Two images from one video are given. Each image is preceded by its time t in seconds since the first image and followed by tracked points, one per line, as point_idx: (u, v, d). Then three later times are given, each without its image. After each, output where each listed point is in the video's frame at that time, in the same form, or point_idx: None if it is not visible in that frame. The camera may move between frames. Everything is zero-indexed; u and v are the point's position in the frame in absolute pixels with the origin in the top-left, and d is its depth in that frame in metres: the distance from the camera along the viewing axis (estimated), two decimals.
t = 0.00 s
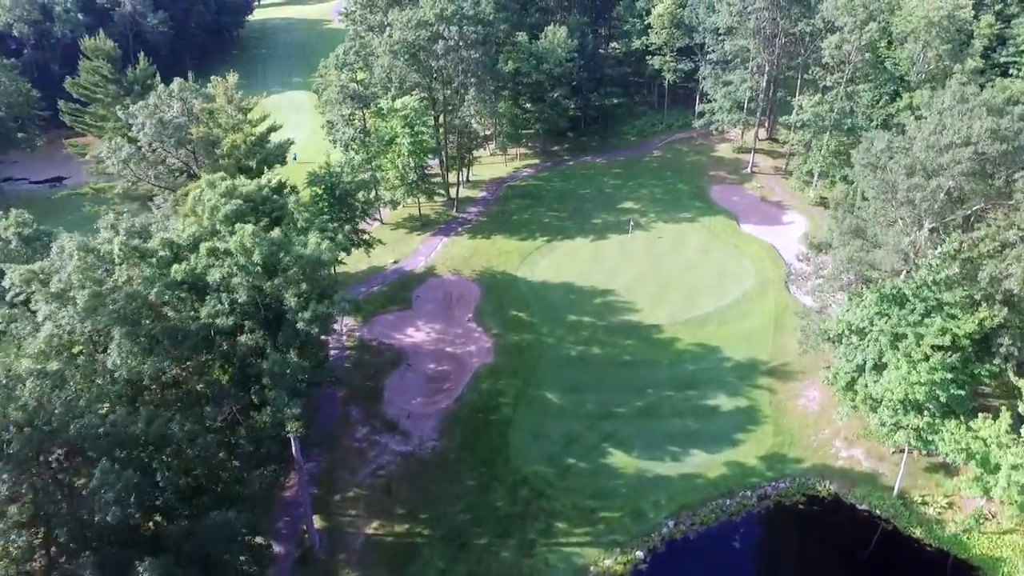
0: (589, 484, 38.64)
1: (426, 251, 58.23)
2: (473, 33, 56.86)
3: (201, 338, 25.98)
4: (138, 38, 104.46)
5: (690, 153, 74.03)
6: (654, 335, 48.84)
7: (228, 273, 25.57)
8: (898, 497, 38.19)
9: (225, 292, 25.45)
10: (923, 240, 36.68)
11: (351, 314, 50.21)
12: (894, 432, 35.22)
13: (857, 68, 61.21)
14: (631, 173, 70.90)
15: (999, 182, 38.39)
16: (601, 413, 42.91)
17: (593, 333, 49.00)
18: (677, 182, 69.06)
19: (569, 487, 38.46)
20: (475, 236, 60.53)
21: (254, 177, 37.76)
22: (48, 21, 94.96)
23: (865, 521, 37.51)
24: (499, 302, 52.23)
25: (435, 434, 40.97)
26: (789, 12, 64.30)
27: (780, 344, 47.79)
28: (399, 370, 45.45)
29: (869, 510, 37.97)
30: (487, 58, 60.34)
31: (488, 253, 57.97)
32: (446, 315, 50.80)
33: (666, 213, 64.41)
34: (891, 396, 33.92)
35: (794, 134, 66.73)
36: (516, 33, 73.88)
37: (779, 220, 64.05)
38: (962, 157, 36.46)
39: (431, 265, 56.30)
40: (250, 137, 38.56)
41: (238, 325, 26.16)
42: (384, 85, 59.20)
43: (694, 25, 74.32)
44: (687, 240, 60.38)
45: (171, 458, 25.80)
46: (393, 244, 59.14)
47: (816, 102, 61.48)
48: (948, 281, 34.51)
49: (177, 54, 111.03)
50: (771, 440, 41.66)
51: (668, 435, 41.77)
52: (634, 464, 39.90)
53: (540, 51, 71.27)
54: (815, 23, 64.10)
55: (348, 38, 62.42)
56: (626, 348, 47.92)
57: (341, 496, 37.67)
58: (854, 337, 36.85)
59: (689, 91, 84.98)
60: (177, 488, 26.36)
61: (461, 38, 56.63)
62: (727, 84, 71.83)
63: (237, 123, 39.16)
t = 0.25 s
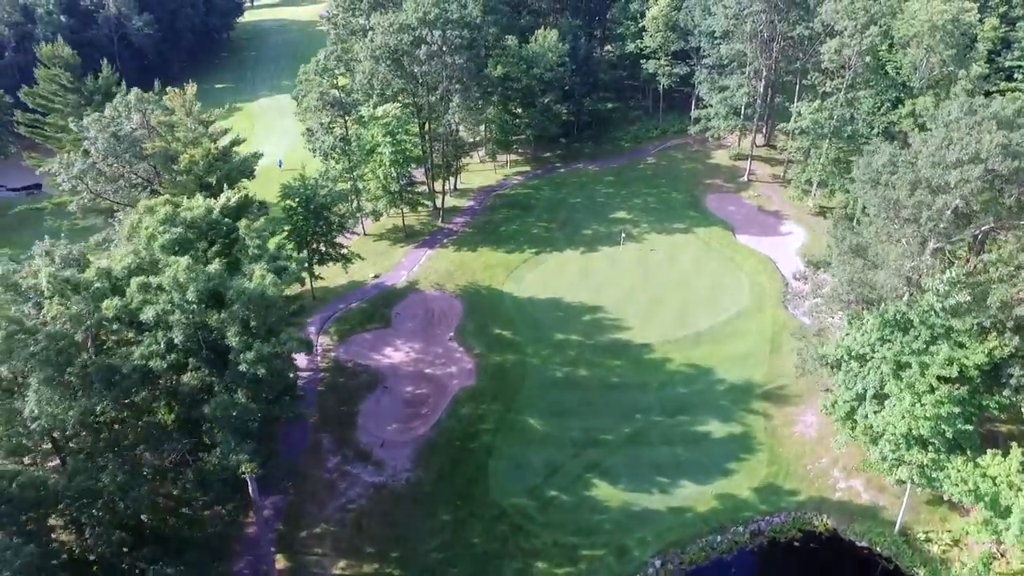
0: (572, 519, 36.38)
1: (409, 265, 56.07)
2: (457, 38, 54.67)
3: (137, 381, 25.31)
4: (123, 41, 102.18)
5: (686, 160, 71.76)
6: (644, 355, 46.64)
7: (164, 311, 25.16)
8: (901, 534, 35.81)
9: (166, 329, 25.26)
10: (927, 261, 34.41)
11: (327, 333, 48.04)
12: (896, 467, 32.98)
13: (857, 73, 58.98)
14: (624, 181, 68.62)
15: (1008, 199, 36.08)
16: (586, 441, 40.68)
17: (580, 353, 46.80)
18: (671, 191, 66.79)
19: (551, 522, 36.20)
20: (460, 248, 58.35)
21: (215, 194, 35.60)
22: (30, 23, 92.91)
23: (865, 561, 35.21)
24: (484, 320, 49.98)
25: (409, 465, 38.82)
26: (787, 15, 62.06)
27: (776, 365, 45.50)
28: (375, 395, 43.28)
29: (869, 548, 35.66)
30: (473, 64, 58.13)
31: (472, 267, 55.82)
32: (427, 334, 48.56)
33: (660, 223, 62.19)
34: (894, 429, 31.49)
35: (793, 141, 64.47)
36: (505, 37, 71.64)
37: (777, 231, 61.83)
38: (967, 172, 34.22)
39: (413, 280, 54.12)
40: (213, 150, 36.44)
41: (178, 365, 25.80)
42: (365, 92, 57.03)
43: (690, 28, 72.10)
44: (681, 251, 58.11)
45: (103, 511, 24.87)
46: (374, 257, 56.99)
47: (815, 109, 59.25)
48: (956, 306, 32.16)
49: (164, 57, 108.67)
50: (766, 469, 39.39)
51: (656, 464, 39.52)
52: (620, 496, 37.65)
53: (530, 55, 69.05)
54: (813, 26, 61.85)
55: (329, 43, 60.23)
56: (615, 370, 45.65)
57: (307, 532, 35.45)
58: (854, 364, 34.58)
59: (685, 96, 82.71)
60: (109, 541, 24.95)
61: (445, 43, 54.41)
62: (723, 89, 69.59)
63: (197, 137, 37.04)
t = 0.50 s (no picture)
0: (552, 558, 34.09)
1: (389, 279, 53.95)
2: (439, 44, 52.53)
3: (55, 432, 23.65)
4: (107, 44, 99.92)
5: (679, 168, 69.56)
6: (631, 377, 44.47)
7: (83, 356, 24.34)
8: None
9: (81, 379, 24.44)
10: (928, 286, 32.26)
11: (300, 353, 45.92)
12: (896, 507, 30.77)
13: (856, 79, 56.78)
14: (615, 190, 66.41)
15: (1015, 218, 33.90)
16: (568, 471, 38.45)
17: (565, 375, 44.64)
18: (664, 200, 64.58)
19: (529, 562, 33.93)
20: (443, 261, 56.21)
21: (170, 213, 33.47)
22: (10, 25, 90.46)
23: None
24: (465, 339, 47.78)
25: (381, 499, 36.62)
26: (784, 19, 59.89)
27: (771, 389, 43.29)
28: (347, 422, 41.14)
29: None
30: (456, 70, 55.98)
31: (455, 281, 53.69)
32: (405, 355, 46.37)
33: (652, 234, 59.94)
34: (897, 469, 29.06)
35: (790, 148, 62.27)
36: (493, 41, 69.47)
37: (773, 242, 59.65)
38: (972, 190, 32.07)
39: (393, 296, 51.99)
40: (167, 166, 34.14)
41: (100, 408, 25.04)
42: (344, 99, 54.88)
43: (684, 31, 69.93)
44: (672, 263, 55.83)
45: None
46: (354, 271, 54.87)
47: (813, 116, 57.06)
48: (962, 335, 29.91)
49: (150, 60, 106.42)
50: (758, 503, 37.09)
51: (642, 497, 37.26)
52: (604, 532, 35.37)
53: (519, 59, 66.88)
54: (811, 30, 59.65)
55: (308, 48, 58.08)
56: (601, 393, 43.42)
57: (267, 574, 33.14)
58: (851, 395, 32.35)
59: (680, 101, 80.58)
60: None
61: (427, 48, 52.26)
62: (718, 94, 67.40)
63: (151, 153, 34.99)
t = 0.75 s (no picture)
0: None
1: (366, 294, 51.84)
2: (418, 49, 50.35)
3: None
4: (89, 47, 97.63)
5: (672, 175, 67.32)
6: (616, 400, 42.31)
7: None
8: None
9: None
10: (927, 313, 30.08)
11: (269, 375, 43.79)
12: (893, 552, 28.49)
13: (854, 85, 54.52)
14: (605, 199, 64.23)
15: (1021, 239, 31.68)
16: (546, 505, 36.23)
17: (545, 398, 42.47)
18: (655, 210, 62.35)
19: None
20: (424, 275, 54.09)
21: (116, 234, 31.29)
22: None
23: None
24: (443, 359, 45.63)
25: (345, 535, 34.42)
26: (778, 22, 57.65)
27: (763, 414, 41.09)
28: (314, 450, 39.06)
29: None
30: (437, 76, 53.81)
31: (435, 297, 51.59)
32: (379, 377, 44.29)
33: (642, 245, 57.74)
34: (894, 513, 26.81)
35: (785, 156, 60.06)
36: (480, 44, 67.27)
37: (768, 254, 57.48)
38: (975, 211, 29.87)
39: (370, 312, 49.85)
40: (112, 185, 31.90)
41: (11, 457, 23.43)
42: (320, 107, 52.70)
43: (676, 35, 67.71)
44: (662, 276, 53.70)
45: None
46: (330, 286, 52.81)
47: (809, 124, 54.83)
48: (964, 368, 27.68)
49: (135, 63, 104.10)
50: (747, 540, 34.79)
51: (624, 533, 34.99)
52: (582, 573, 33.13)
53: (505, 64, 64.66)
54: (807, 34, 57.39)
55: (284, 54, 55.91)
56: (583, 418, 41.23)
57: None
58: (845, 429, 30.11)
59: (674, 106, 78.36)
60: None
61: (405, 54, 50.06)
62: (711, 100, 65.17)
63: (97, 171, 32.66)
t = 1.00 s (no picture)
0: None
1: (338, 313, 49.54)
2: (391, 57, 48.00)
3: None
4: (70, 50, 95.28)
5: (662, 184, 64.91)
6: (595, 428, 39.96)
7: None
8: None
9: None
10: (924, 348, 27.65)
11: (230, 402, 41.44)
12: None
13: (850, 93, 52.08)
14: (591, 209, 61.81)
15: None
16: (517, 547, 33.77)
17: (521, 427, 40.12)
18: (643, 220, 59.92)
19: None
20: (399, 291, 51.77)
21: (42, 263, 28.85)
22: None
23: None
24: (414, 384, 43.28)
25: None
26: (772, 26, 55.21)
27: (751, 445, 38.71)
28: (274, 485, 36.72)
29: None
30: (414, 85, 51.42)
31: (410, 315, 49.24)
32: (346, 403, 41.99)
33: (628, 258, 55.33)
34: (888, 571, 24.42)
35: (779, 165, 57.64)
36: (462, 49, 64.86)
37: (760, 268, 55.08)
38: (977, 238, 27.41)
39: (340, 332, 47.56)
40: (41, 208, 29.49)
41: None
42: (290, 116, 50.33)
43: (667, 38, 65.29)
44: (648, 292, 51.29)
45: None
46: (301, 304, 50.50)
47: (802, 133, 52.35)
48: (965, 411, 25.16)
49: (117, 66, 101.84)
50: None
51: None
52: None
53: (488, 69, 62.23)
54: (801, 39, 54.98)
55: (254, 60, 53.56)
56: (560, 449, 38.82)
57: None
58: (836, 473, 27.71)
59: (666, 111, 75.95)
60: None
61: (377, 61, 47.64)
62: (703, 106, 62.75)
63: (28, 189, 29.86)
